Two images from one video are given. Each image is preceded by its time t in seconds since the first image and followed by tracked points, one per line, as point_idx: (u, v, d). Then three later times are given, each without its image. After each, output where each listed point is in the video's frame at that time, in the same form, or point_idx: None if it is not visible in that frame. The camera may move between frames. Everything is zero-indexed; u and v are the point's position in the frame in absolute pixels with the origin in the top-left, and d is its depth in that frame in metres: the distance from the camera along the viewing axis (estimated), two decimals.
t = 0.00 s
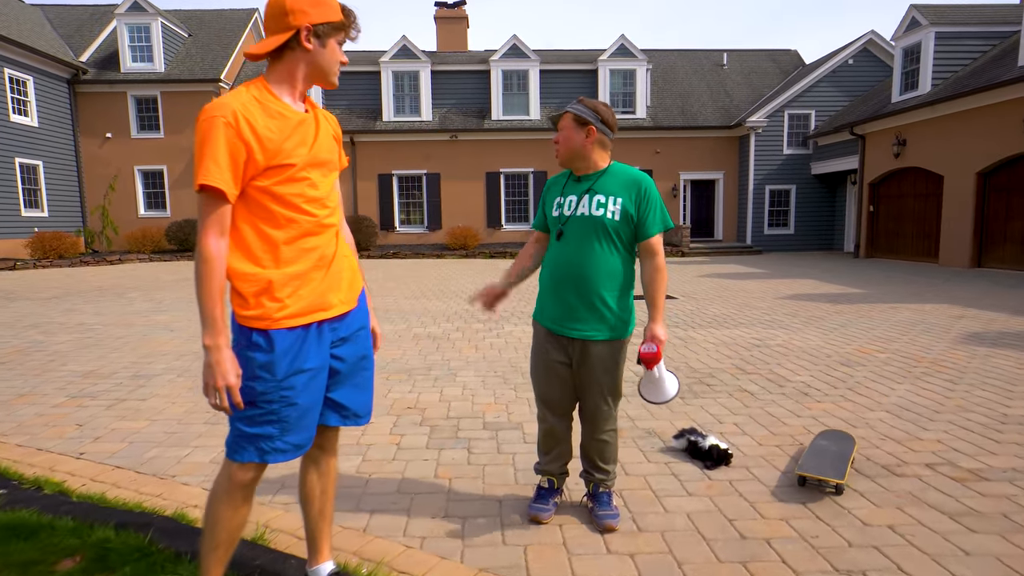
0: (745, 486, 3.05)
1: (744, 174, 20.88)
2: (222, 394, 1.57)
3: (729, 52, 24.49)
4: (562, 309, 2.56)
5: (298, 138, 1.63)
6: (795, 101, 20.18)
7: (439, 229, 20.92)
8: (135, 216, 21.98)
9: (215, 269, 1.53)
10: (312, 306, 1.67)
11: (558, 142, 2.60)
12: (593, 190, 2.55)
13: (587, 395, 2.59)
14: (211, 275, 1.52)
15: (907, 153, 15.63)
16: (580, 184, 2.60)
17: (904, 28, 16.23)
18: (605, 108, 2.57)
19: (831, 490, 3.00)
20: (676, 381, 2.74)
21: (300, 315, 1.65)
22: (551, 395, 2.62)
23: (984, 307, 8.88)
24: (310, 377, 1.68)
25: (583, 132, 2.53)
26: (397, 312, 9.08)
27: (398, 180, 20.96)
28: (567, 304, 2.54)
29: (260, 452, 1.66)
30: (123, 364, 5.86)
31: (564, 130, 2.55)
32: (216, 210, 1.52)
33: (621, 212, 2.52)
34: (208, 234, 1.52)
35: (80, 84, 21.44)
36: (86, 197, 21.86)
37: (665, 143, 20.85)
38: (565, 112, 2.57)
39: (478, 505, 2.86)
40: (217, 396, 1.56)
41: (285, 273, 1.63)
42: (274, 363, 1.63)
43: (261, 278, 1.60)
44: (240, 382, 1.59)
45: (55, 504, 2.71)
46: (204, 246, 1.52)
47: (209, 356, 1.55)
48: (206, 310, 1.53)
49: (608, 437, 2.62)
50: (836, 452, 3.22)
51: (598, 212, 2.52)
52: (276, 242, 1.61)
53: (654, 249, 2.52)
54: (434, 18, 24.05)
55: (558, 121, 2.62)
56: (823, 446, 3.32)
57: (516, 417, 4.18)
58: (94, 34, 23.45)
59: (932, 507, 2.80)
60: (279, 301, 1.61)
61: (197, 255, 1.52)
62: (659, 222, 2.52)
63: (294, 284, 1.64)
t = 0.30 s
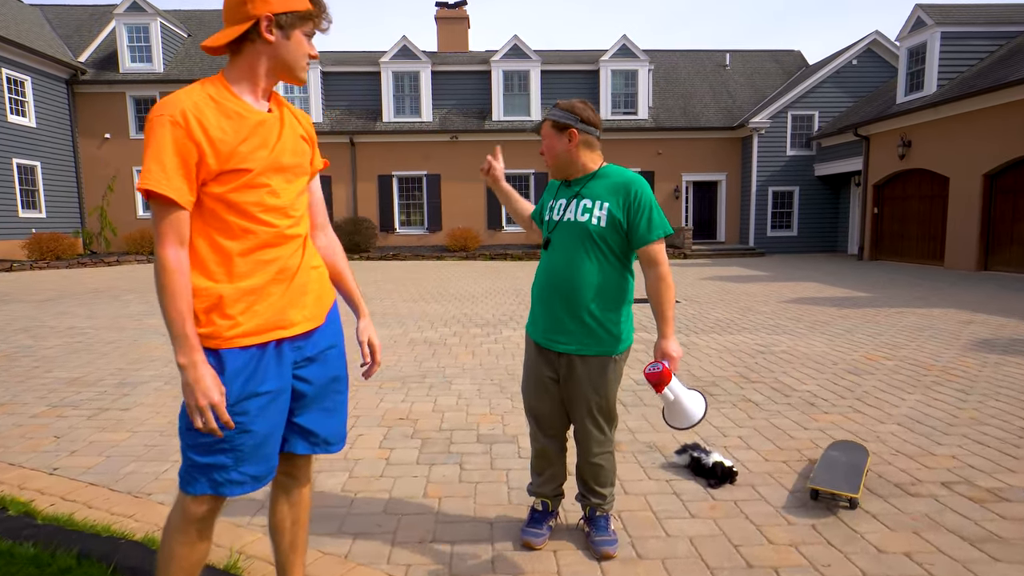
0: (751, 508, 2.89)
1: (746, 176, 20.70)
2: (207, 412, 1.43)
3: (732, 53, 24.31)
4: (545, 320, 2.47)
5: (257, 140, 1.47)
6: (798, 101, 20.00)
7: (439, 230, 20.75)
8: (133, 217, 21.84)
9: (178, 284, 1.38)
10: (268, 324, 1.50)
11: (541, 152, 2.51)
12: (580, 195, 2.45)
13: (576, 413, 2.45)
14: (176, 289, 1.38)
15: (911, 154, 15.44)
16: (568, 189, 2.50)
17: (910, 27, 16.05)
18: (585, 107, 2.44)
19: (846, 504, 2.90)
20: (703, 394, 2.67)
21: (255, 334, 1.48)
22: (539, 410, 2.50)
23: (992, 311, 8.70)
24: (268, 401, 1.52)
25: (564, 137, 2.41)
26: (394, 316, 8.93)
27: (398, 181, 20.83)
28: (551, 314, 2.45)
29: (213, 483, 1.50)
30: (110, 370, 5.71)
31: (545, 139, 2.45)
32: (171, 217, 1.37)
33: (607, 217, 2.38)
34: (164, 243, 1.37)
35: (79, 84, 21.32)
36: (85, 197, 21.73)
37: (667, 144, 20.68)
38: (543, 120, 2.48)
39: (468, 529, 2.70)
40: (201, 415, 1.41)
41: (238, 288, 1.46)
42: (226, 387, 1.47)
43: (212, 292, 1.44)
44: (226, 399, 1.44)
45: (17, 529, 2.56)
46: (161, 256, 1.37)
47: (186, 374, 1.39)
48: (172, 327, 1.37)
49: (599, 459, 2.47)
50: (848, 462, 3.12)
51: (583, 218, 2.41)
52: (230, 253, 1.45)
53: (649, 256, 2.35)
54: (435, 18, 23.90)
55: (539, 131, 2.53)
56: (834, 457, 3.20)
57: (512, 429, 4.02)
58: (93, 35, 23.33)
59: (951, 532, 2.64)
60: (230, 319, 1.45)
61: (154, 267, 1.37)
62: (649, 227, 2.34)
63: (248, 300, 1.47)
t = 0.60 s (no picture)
0: (754, 529, 2.78)
1: (751, 178, 20.56)
2: (192, 436, 1.34)
3: (735, 55, 24.18)
4: (540, 337, 2.37)
5: (224, 153, 1.40)
6: (802, 103, 19.86)
7: (441, 232, 20.65)
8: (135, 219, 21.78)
9: (147, 306, 1.31)
10: (231, 348, 1.42)
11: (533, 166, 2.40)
12: (578, 206, 2.35)
13: (572, 433, 2.36)
14: (145, 310, 1.31)
15: (917, 156, 15.30)
16: (564, 200, 2.41)
17: (915, 29, 15.92)
18: (573, 115, 2.35)
19: (856, 517, 2.85)
20: (699, 418, 2.47)
21: (217, 359, 1.40)
22: (532, 429, 2.40)
23: (999, 317, 8.56)
24: (233, 429, 1.43)
25: (558, 150, 2.32)
26: (393, 320, 8.83)
27: (401, 184, 20.75)
28: (547, 331, 2.35)
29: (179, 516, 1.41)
30: (102, 378, 5.63)
31: (535, 153, 2.35)
32: (137, 234, 1.30)
33: (607, 230, 2.29)
34: (134, 263, 1.31)
35: (81, 86, 21.29)
36: (86, 200, 21.70)
37: (670, 146, 20.55)
38: (532, 132, 2.36)
39: (460, 550, 2.61)
40: (186, 439, 1.33)
41: (198, 310, 1.38)
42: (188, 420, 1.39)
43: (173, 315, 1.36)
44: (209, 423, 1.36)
45: None
46: (130, 275, 1.30)
47: (168, 399, 1.32)
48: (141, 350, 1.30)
49: (594, 481, 2.37)
50: (860, 475, 3.13)
51: (582, 231, 2.32)
52: (191, 272, 1.37)
53: (652, 268, 2.26)
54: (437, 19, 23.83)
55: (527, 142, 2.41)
56: (845, 468, 3.21)
57: (509, 441, 3.91)
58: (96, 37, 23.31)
59: (963, 556, 2.53)
60: (190, 343, 1.37)
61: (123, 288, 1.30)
62: (650, 241, 2.26)
63: (210, 322, 1.39)
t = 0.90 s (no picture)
0: (763, 549, 2.69)
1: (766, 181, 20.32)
2: (145, 471, 1.44)
3: (750, 57, 23.97)
4: (543, 355, 2.30)
5: (191, 174, 1.51)
6: (818, 105, 19.63)
7: (454, 236, 20.63)
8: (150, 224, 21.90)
9: (110, 328, 1.41)
10: (198, 375, 1.53)
11: (549, 162, 2.28)
12: (582, 219, 2.28)
13: (574, 452, 2.30)
14: (108, 332, 1.41)
15: (937, 159, 15.03)
16: (568, 212, 2.34)
17: (934, 29, 15.68)
18: (591, 119, 2.33)
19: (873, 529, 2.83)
20: (719, 432, 2.42)
21: (185, 388, 1.52)
22: (531, 448, 2.35)
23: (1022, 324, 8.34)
24: (201, 455, 1.55)
25: (580, 152, 2.27)
26: (403, 326, 8.80)
27: (413, 187, 20.77)
28: (552, 349, 2.28)
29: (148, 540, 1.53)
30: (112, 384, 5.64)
31: (556, 147, 2.25)
32: (96, 254, 1.40)
33: (612, 244, 2.24)
34: (93, 286, 1.40)
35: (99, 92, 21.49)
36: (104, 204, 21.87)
37: (684, 149, 20.38)
38: (553, 125, 2.26)
39: (461, 568, 2.56)
40: (138, 474, 1.43)
41: (162, 337, 1.49)
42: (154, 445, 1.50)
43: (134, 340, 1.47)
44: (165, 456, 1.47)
45: None
46: (90, 299, 1.39)
47: (123, 430, 1.42)
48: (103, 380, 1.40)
49: (596, 500, 2.31)
50: (877, 486, 3.09)
51: (587, 245, 2.25)
52: (156, 297, 1.48)
53: (661, 284, 2.23)
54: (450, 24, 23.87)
55: (542, 136, 2.29)
56: (862, 479, 3.17)
57: (514, 453, 3.85)
58: (114, 43, 23.56)
59: None
60: (153, 371, 1.48)
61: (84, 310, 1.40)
62: (658, 255, 2.22)
63: (176, 349, 1.50)
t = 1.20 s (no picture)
0: (775, 567, 2.64)
1: (789, 183, 20.01)
2: (114, 500, 1.55)
3: (772, 57, 23.69)
4: (556, 378, 2.26)
5: (183, 197, 1.66)
6: (843, 106, 19.29)
7: (472, 238, 20.68)
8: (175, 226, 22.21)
9: (98, 351, 1.54)
10: (195, 395, 1.67)
11: (560, 176, 2.23)
12: (590, 237, 2.23)
13: (583, 470, 2.28)
14: (98, 354, 1.55)
15: (966, 160, 14.68)
16: (574, 228, 2.28)
17: (964, 27, 15.32)
18: (601, 135, 2.33)
19: (892, 541, 2.82)
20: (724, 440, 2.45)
21: (182, 408, 1.65)
22: (541, 467, 2.32)
23: None
24: (199, 474, 1.67)
25: (592, 167, 2.25)
26: (420, 330, 8.82)
27: (433, 190, 20.84)
28: (566, 372, 2.24)
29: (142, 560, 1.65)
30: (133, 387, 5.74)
31: (568, 161, 2.21)
32: (87, 278, 1.54)
33: (624, 263, 2.22)
34: (83, 310, 1.54)
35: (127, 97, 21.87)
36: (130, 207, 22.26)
37: (705, 151, 20.19)
38: (565, 139, 2.22)
39: None
40: (108, 503, 1.53)
41: (158, 358, 1.63)
42: (147, 461, 1.62)
43: (130, 362, 1.60)
44: (131, 486, 1.57)
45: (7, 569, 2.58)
46: (78, 322, 1.53)
47: (94, 458, 1.53)
48: (95, 402, 1.53)
49: (607, 519, 2.30)
50: (898, 497, 3.03)
51: (598, 263, 2.21)
52: (152, 318, 1.62)
53: (673, 301, 2.24)
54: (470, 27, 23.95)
55: (551, 149, 2.24)
56: (883, 490, 3.11)
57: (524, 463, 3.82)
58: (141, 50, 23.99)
59: None
60: (151, 393, 1.61)
61: (76, 334, 1.53)
62: (668, 272, 2.23)
63: (173, 370, 1.64)
